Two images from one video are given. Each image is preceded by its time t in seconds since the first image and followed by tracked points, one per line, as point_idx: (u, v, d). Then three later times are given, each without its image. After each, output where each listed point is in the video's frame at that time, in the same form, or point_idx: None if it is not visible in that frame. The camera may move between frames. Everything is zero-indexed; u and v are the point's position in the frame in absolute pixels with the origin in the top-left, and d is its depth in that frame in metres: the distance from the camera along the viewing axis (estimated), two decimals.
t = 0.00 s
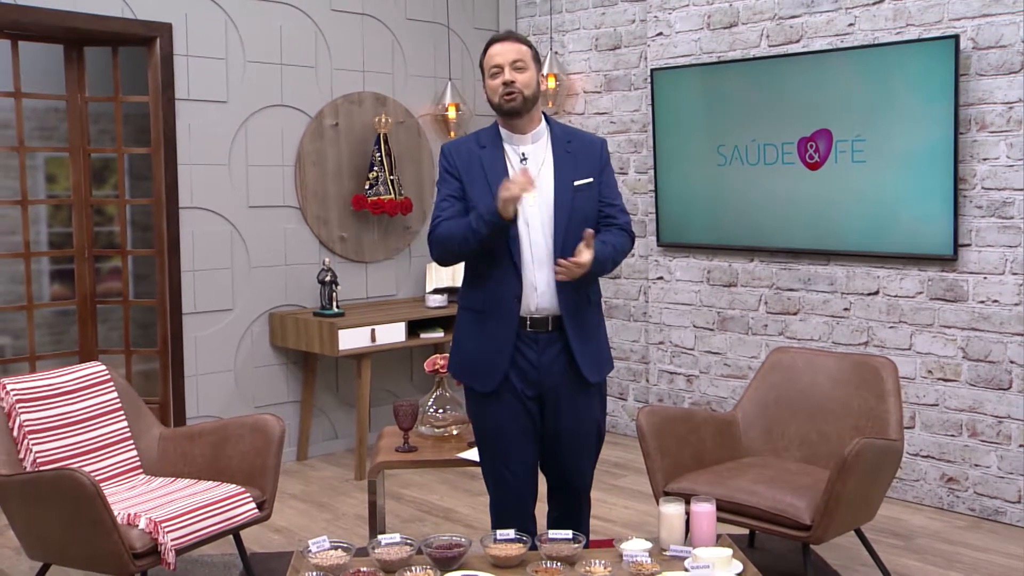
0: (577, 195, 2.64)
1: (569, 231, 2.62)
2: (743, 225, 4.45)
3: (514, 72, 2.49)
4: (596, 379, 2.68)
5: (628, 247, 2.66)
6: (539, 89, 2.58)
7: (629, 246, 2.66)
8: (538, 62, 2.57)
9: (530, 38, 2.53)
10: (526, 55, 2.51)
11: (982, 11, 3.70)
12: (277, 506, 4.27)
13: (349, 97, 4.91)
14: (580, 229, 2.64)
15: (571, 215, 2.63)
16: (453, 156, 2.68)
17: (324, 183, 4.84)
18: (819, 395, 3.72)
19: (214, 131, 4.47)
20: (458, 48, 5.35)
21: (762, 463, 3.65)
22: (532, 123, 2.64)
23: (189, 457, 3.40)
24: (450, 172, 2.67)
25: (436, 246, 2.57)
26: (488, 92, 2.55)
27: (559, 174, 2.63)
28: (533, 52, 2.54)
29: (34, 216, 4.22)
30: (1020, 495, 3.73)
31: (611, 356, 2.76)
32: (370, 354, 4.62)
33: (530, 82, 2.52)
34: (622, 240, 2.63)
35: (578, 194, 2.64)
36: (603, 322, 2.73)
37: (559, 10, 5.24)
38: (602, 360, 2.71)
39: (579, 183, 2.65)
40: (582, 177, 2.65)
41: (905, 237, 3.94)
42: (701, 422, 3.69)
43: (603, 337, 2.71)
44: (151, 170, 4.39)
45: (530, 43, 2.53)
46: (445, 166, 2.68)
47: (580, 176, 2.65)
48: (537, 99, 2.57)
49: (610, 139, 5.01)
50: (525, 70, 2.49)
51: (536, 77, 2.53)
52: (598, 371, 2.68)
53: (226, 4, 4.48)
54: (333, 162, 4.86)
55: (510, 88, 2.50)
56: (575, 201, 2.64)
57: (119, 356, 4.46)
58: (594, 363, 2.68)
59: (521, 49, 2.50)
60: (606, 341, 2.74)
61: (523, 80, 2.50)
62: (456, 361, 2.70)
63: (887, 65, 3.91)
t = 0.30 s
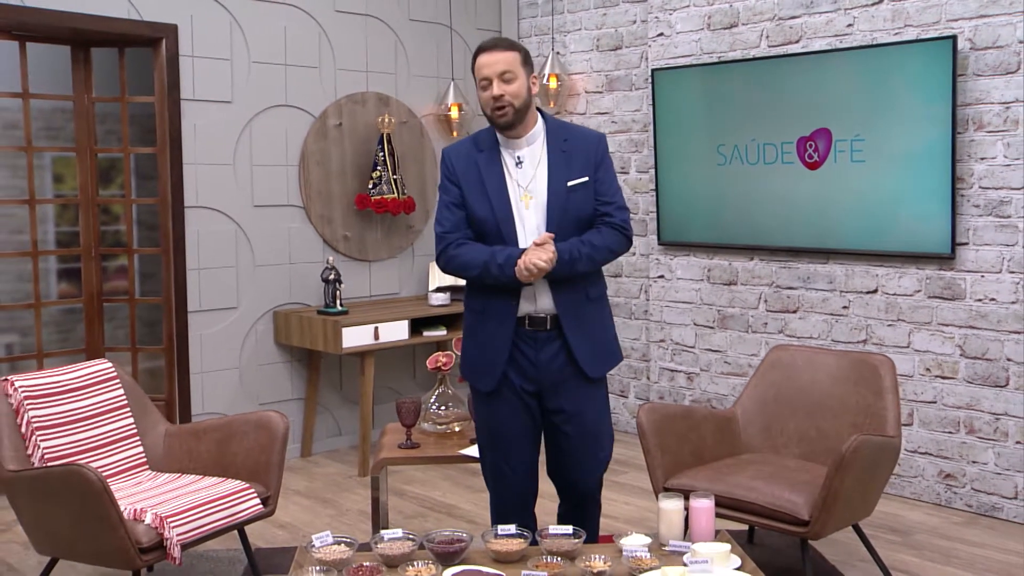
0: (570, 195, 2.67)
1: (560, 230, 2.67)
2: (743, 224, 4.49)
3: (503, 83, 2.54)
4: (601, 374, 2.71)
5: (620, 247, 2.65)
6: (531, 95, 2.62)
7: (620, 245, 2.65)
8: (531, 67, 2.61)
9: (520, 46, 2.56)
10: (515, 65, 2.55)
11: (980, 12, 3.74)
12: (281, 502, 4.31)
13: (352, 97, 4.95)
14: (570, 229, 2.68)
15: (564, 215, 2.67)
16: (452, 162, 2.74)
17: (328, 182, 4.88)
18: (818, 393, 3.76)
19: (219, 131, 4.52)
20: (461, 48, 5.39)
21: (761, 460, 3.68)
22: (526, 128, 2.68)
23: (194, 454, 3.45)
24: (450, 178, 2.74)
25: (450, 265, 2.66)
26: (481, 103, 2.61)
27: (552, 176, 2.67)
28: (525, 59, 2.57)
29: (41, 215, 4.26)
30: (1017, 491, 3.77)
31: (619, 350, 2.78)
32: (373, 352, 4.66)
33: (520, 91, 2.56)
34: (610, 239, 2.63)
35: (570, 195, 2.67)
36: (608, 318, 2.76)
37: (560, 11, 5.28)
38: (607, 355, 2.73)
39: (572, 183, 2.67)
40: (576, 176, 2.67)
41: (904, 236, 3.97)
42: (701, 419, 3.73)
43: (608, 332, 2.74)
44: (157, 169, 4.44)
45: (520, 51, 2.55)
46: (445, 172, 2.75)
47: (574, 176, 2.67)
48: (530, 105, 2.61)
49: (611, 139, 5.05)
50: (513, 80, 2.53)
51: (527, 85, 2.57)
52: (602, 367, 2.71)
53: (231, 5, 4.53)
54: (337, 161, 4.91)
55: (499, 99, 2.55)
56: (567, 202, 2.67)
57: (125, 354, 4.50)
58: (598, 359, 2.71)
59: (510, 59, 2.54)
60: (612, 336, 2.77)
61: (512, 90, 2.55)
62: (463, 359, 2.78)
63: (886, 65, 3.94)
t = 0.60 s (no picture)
0: (571, 201, 2.72)
1: (561, 235, 2.73)
2: (744, 223, 4.52)
3: (495, 103, 2.64)
4: (607, 376, 2.76)
5: (621, 253, 2.67)
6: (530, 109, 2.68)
7: (622, 250, 2.67)
8: (528, 80, 2.67)
9: (510, 64, 2.63)
10: (506, 84, 2.63)
11: (978, 13, 3.77)
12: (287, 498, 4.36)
13: (357, 97, 5.00)
14: (573, 234, 2.73)
15: (565, 220, 2.72)
16: (468, 166, 2.86)
17: (333, 182, 4.93)
18: (817, 390, 3.80)
19: (225, 130, 4.57)
20: (465, 48, 5.43)
21: (762, 456, 3.72)
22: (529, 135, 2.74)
23: (200, 450, 3.50)
24: (465, 183, 2.86)
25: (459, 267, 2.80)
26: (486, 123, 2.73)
27: (553, 182, 2.72)
28: (517, 76, 2.64)
29: (50, 215, 4.32)
30: (1014, 487, 3.80)
31: (634, 350, 2.81)
32: (378, 349, 4.71)
33: (513, 108, 2.64)
34: (609, 245, 2.65)
35: (571, 200, 2.71)
36: (620, 319, 2.79)
37: (563, 12, 5.33)
38: (617, 357, 2.77)
39: (573, 189, 2.71)
40: (578, 182, 2.71)
41: (904, 235, 4.01)
42: (701, 416, 3.77)
43: (618, 333, 2.78)
44: (164, 169, 4.49)
45: (512, 69, 2.63)
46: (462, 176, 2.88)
47: (576, 181, 2.71)
48: (528, 119, 2.68)
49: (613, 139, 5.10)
50: (503, 100, 2.62)
51: (520, 101, 2.64)
52: (609, 369, 2.76)
53: (237, 7, 4.58)
54: (342, 161, 4.95)
55: (493, 119, 2.65)
56: (568, 207, 2.72)
57: (132, 351, 4.56)
58: (605, 361, 2.76)
59: (499, 79, 2.62)
60: (625, 337, 2.80)
61: (505, 109, 2.64)
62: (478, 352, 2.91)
63: (886, 66, 3.97)
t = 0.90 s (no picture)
0: (586, 207, 2.83)
1: (576, 238, 2.86)
2: (744, 222, 4.57)
3: (525, 102, 2.81)
4: (610, 381, 2.86)
5: (624, 262, 2.72)
6: (559, 112, 2.83)
7: (625, 260, 2.72)
8: (562, 85, 2.81)
9: (545, 68, 2.78)
10: (536, 86, 2.79)
11: (976, 14, 3.81)
12: (292, 494, 4.42)
13: (362, 98, 5.05)
14: (587, 239, 2.85)
15: (581, 225, 2.84)
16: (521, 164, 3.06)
17: (337, 181, 4.98)
18: (815, 388, 3.84)
19: (231, 131, 4.62)
20: (468, 50, 5.48)
21: (761, 453, 3.76)
22: (560, 139, 2.88)
23: (207, 446, 3.56)
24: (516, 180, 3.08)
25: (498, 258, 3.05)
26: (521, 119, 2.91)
27: (574, 186, 2.85)
28: (550, 80, 2.79)
29: (59, 214, 4.39)
30: (1011, 484, 3.84)
31: (649, 360, 2.88)
32: (382, 347, 4.76)
33: (538, 109, 2.80)
34: (612, 254, 2.72)
35: (587, 206, 2.83)
36: (634, 328, 2.87)
37: (565, 13, 5.38)
38: (625, 364, 2.87)
39: (588, 195, 2.82)
40: (595, 188, 2.81)
41: (902, 235, 4.05)
42: (701, 413, 3.81)
43: (628, 341, 2.86)
44: (171, 169, 4.54)
45: (545, 73, 2.79)
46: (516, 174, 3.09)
47: (593, 188, 2.82)
48: (554, 122, 2.83)
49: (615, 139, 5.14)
50: (531, 99, 2.79)
51: (547, 105, 2.80)
52: (613, 374, 2.86)
53: (243, 9, 4.63)
54: (346, 161, 5.00)
55: (520, 115, 2.83)
56: (583, 212, 2.83)
57: (140, 349, 4.62)
58: (610, 367, 2.86)
59: (531, 80, 2.79)
60: (638, 346, 2.87)
61: (531, 109, 2.81)
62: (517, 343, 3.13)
63: (885, 67, 4.01)
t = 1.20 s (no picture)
0: (595, 200, 2.91)
1: (582, 230, 2.95)
2: (742, 221, 4.61)
3: (563, 84, 2.90)
4: (602, 372, 2.95)
5: (618, 258, 2.79)
6: (593, 103, 2.90)
7: (619, 256, 2.79)
8: (599, 77, 2.88)
9: (589, 56, 2.86)
10: (576, 72, 2.88)
11: (971, 16, 3.85)
12: (295, 490, 4.47)
13: (364, 98, 5.10)
14: (594, 231, 2.93)
15: (589, 217, 2.93)
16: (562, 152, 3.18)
17: (340, 181, 5.03)
18: (812, 385, 3.89)
19: (235, 131, 4.67)
20: (469, 50, 5.53)
21: (758, 449, 3.81)
22: (590, 129, 2.96)
23: (210, 442, 3.61)
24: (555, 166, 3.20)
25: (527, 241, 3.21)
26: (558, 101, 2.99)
27: (590, 178, 2.94)
28: (590, 70, 2.87)
29: (65, 214, 4.44)
30: (1005, 480, 3.89)
31: (645, 356, 2.94)
32: (384, 345, 4.81)
33: (572, 95, 2.88)
34: (608, 249, 2.79)
35: (596, 199, 2.91)
36: (633, 324, 2.93)
37: (566, 15, 5.44)
38: (620, 358, 2.94)
39: (599, 189, 2.90)
40: (606, 184, 2.89)
41: (898, 234, 4.09)
42: (698, 410, 3.86)
43: (624, 336, 2.93)
44: (175, 169, 4.60)
45: (588, 62, 2.87)
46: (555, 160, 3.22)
47: (604, 183, 2.89)
48: (585, 110, 2.91)
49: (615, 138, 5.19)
50: (568, 83, 2.88)
51: (581, 92, 2.88)
52: (607, 366, 2.95)
53: (246, 10, 4.68)
54: (349, 160, 5.06)
55: (555, 97, 2.91)
56: (591, 205, 2.92)
57: (145, 347, 4.67)
58: (605, 359, 2.95)
59: (573, 65, 2.87)
60: (636, 342, 2.94)
61: (566, 92, 2.89)
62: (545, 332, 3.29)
63: (882, 68, 4.06)
